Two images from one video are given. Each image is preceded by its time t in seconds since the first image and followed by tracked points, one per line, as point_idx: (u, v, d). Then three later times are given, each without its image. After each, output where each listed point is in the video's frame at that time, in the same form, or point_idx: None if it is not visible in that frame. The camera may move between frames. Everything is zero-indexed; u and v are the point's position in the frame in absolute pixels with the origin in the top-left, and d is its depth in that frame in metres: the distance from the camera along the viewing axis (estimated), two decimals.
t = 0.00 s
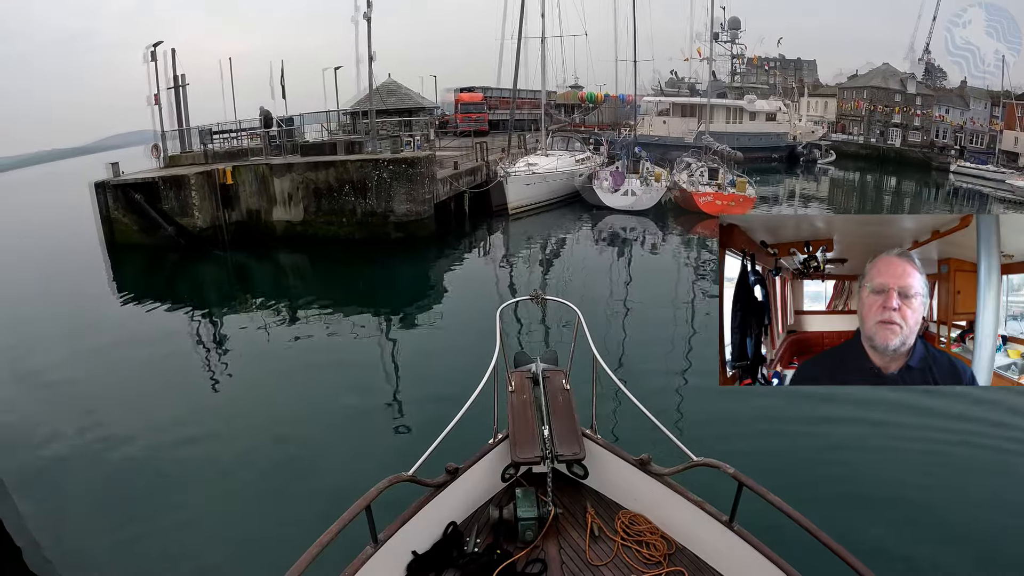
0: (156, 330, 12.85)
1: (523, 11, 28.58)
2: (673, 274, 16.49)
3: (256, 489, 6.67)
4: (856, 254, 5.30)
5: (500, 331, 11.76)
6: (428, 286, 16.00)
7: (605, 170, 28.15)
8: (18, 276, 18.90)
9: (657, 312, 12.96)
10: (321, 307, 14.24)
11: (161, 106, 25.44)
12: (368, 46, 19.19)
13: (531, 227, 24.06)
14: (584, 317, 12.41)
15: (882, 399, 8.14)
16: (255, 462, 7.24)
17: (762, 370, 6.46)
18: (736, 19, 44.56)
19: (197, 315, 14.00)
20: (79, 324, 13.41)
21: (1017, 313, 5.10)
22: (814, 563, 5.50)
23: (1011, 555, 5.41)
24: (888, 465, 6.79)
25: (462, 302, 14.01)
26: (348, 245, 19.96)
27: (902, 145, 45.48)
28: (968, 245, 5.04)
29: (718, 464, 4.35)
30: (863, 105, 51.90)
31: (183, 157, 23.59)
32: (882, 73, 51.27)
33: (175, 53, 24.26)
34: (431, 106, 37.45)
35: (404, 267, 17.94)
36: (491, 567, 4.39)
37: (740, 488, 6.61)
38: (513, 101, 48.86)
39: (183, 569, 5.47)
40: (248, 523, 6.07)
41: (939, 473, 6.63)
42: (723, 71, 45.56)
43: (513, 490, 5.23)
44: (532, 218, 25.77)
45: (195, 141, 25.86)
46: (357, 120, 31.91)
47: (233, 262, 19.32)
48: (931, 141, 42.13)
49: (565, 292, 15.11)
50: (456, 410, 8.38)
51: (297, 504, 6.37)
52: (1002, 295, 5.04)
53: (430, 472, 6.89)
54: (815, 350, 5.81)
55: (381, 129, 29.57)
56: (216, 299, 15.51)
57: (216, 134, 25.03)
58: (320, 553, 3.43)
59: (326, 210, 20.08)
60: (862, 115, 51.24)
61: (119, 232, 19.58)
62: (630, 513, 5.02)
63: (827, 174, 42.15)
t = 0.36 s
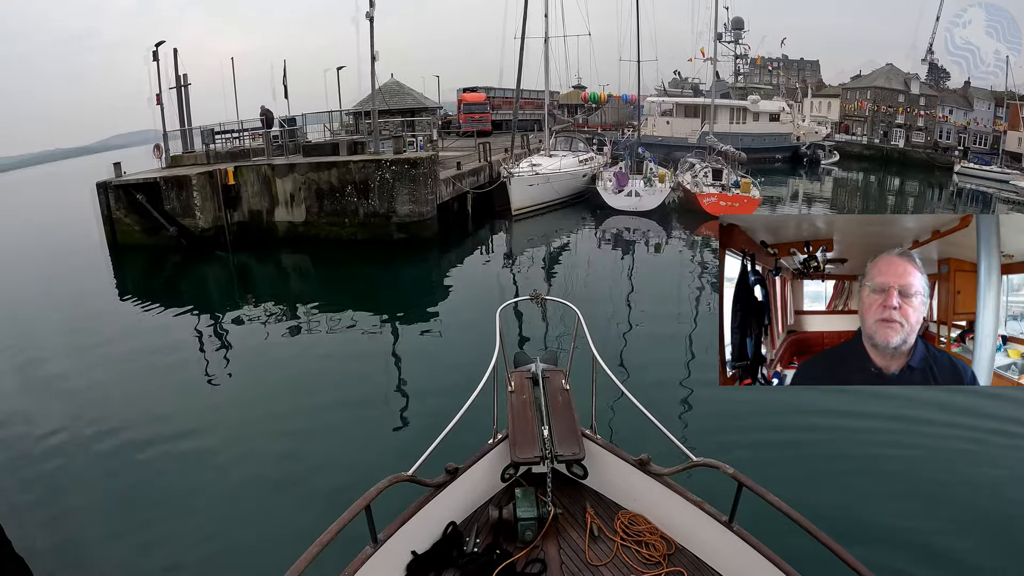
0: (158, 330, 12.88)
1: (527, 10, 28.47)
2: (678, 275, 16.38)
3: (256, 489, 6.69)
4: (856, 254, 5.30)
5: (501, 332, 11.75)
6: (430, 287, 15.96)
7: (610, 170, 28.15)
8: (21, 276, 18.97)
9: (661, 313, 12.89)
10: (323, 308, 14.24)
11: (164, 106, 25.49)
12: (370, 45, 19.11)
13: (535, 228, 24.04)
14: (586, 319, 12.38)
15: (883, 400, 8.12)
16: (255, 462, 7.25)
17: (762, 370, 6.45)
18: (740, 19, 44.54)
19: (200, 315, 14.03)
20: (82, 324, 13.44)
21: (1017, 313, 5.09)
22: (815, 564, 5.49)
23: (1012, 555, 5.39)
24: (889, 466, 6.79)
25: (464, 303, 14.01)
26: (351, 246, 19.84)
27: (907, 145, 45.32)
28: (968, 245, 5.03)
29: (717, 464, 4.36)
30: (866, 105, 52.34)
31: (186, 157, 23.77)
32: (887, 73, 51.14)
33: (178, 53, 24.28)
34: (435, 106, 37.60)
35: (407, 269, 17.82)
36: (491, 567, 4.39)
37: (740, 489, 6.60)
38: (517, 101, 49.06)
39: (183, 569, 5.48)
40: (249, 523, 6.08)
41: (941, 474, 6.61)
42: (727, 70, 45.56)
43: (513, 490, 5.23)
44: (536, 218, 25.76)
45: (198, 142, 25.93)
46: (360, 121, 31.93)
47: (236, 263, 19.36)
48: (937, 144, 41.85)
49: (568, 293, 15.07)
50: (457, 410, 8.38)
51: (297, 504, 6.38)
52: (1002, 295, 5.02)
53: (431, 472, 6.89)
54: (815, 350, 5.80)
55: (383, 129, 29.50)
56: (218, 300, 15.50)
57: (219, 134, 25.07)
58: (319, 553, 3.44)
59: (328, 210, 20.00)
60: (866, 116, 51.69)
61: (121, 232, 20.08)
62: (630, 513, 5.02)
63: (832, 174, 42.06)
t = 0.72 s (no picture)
0: (159, 330, 12.90)
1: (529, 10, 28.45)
2: (680, 276, 16.36)
3: (256, 489, 6.69)
4: (856, 254, 5.30)
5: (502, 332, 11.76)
6: (431, 288, 15.96)
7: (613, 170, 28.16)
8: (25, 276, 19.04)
9: (665, 313, 12.86)
10: (323, 310, 14.25)
11: (166, 106, 25.51)
12: (372, 44, 19.10)
13: (537, 228, 24.06)
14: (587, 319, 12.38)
15: (884, 400, 8.11)
16: (255, 462, 7.25)
17: (762, 370, 6.42)
18: (742, 18, 44.46)
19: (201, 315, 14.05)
20: (84, 324, 13.46)
21: (1018, 313, 5.08)
22: (815, 564, 5.49)
23: (1012, 555, 5.38)
24: (889, 466, 6.79)
25: (465, 303, 14.01)
26: (353, 246, 19.85)
27: (910, 144, 45.28)
28: (968, 245, 5.03)
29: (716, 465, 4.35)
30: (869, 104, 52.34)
31: (187, 158, 23.85)
32: (890, 72, 51.09)
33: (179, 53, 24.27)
34: (436, 106, 37.58)
35: (409, 270, 17.81)
36: (490, 567, 4.40)
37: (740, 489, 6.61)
38: (519, 100, 49.10)
39: (183, 570, 5.48)
40: (249, 523, 6.09)
41: (941, 472, 6.61)
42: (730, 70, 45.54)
43: (512, 491, 5.24)
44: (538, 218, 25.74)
45: (199, 142, 25.96)
46: (362, 120, 31.98)
47: (237, 264, 19.43)
48: (941, 143, 42.10)
49: (569, 292, 15.07)
50: (457, 411, 8.39)
51: (297, 504, 6.39)
52: (1002, 295, 5.03)
53: (430, 472, 6.90)
54: (816, 349, 5.78)
55: (385, 129, 29.55)
56: (219, 300, 15.54)
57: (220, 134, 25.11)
58: (319, 553, 3.46)
59: (330, 211, 20.02)
60: (869, 115, 51.59)
61: (123, 232, 20.20)
62: (629, 513, 5.03)
63: (835, 173, 42.03)
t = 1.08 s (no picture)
0: (160, 330, 12.91)
1: (531, 9, 28.44)
2: (683, 275, 16.35)
3: (256, 489, 6.70)
4: (856, 254, 5.32)
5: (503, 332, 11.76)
6: (433, 289, 15.96)
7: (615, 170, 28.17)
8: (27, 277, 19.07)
9: (666, 313, 12.86)
10: (324, 311, 14.25)
11: (167, 106, 25.52)
12: (374, 44, 19.08)
13: (540, 228, 24.08)
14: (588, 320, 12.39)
15: (884, 400, 8.10)
16: (255, 462, 7.26)
17: (762, 370, 6.38)
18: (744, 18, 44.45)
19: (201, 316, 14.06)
20: (85, 325, 13.48)
21: (1018, 313, 5.08)
22: (814, 564, 5.49)
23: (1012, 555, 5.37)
24: (888, 464, 6.80)
25: (466, 304, 14.02)
26: (354, 247, 19.84)
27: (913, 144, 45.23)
28: (968, 245, 5.05)
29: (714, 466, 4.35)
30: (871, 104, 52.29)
31: (187, 158, 23.90)
32: (892, 71, 51.08)
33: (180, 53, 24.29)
34: (438, 105, 37.61)
35: (410, 271, 17.80)
36: (489, 568, 4.41)
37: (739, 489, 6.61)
38: (521, 100, 49.15)
39: (181, 570, 5.48)
40: (249, 523, 6.09)
41: (941, 472, 6.60)
42: (732, 70, 45.54)
43: (510, 491, 5.25)
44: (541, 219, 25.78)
45: (200, 142, 25.99)
46: (363, 121, 32.05)
47: (238, 264, 19.47)
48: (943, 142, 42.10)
49: (571, 292, 15.08)
50: (457, 411, 8.40)
51: (297, 504, 6.39)
52: (1002, 295, 5.02)
53: (429, 473, 6.91)
54: (816, 349, 5.77)
55: (387, 129, 29.60)
56: (220, 301, 15.56)
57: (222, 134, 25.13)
58: (317, 553, 3.46)
59: (331, 212, 20.03)
60: (872, 115, 51.50)
61: (124, 233, 20.22)
62: (627, 514, 5.03)
63: (837, 173, 42.00)
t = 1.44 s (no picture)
0: (161, 330, 12.93)
1: (534, 9, 28.44)
2: (685, 276, 16.38)
3: (255, 490, 6.70)
4: (855, 254, 5.34)
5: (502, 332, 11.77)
6: (434, 290, 15.96)
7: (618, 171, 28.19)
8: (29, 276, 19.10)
9: (668, 313, 12.86)
10: (325, 312, 14.26)
11: (169, 105, 25.55)
12: (376, 44, 19.09)
13: (542, 229, 24.10)
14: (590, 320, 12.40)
15: (885, 400, 8.09)
16: (255, 462, 7.27)
17: (762, 370, 6.33)
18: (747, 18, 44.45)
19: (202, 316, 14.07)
20: (85, 325, 13.49)
21: (1018, 313, 5.06)
22: (813, 564, 5.49)
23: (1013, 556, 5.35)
24: (890, 464, 6.80)
25: (468, 304, 14.02)
26: (356, 247, 19.84)
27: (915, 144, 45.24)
28: (968, 245, 5.06)
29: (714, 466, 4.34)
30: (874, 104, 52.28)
31: (188, 158, 23.95)
32: (895, 71, 51.05)
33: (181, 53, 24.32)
34: (439, 105, 37.61)
35: (412, 271, 17.80)
36: (489, 568, 4.41)
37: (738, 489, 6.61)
38: (523, 100, 49.17)
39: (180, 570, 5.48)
40: (248, 522, 6.10)
41: (941, 472, 6.58)
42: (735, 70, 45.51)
43: (509, 491, 5.26)
44: (544, 219, 25.80)
45: (201, 142, 26.02)
46: (365, 120, 32.04)
47: (239, 265, 19.52)
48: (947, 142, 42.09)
49: (574, 293, 15.07)
50: (457, 411, 8.40)
51: (297, 505, 6.39)
52: (1002, 295, 5.02)
53: (428, 473, 6.92)
54: (816, 349, 5.76)
55: (389, 129, 29.64)
56: (221, 302, 15.58)
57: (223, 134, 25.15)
58: (316, 553, 3.47)
59: (332, 212, 20.04)
60: (874, 115, 51.43)
61: (124, 233, 20.26)
62: (627, 515, 5.04)
63: (840, 173, 42.00)
